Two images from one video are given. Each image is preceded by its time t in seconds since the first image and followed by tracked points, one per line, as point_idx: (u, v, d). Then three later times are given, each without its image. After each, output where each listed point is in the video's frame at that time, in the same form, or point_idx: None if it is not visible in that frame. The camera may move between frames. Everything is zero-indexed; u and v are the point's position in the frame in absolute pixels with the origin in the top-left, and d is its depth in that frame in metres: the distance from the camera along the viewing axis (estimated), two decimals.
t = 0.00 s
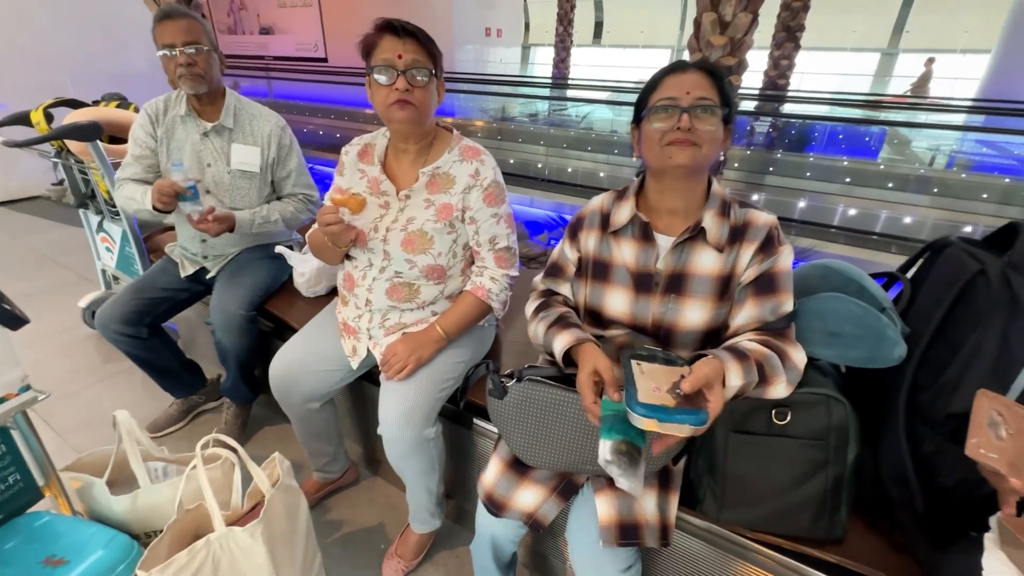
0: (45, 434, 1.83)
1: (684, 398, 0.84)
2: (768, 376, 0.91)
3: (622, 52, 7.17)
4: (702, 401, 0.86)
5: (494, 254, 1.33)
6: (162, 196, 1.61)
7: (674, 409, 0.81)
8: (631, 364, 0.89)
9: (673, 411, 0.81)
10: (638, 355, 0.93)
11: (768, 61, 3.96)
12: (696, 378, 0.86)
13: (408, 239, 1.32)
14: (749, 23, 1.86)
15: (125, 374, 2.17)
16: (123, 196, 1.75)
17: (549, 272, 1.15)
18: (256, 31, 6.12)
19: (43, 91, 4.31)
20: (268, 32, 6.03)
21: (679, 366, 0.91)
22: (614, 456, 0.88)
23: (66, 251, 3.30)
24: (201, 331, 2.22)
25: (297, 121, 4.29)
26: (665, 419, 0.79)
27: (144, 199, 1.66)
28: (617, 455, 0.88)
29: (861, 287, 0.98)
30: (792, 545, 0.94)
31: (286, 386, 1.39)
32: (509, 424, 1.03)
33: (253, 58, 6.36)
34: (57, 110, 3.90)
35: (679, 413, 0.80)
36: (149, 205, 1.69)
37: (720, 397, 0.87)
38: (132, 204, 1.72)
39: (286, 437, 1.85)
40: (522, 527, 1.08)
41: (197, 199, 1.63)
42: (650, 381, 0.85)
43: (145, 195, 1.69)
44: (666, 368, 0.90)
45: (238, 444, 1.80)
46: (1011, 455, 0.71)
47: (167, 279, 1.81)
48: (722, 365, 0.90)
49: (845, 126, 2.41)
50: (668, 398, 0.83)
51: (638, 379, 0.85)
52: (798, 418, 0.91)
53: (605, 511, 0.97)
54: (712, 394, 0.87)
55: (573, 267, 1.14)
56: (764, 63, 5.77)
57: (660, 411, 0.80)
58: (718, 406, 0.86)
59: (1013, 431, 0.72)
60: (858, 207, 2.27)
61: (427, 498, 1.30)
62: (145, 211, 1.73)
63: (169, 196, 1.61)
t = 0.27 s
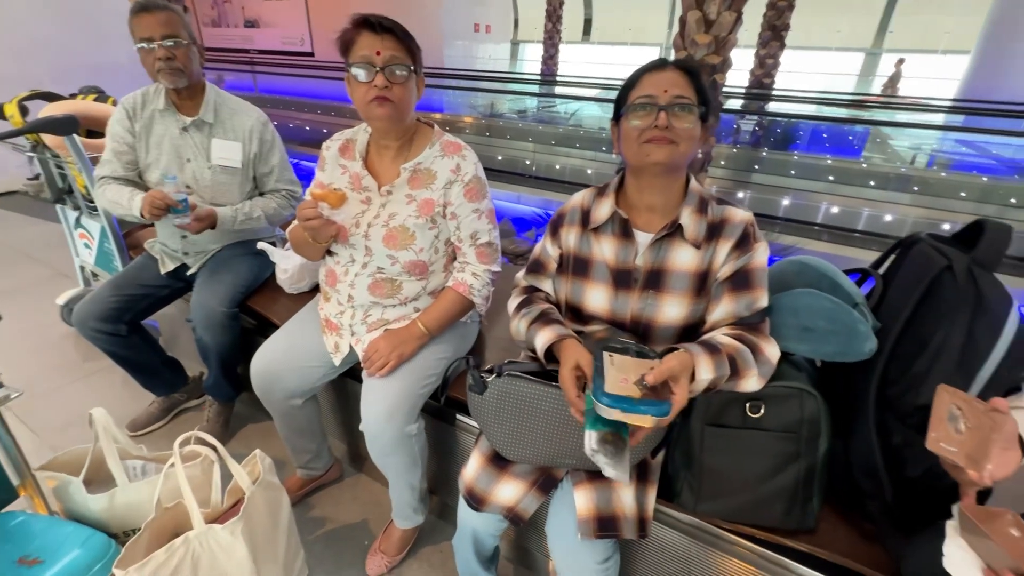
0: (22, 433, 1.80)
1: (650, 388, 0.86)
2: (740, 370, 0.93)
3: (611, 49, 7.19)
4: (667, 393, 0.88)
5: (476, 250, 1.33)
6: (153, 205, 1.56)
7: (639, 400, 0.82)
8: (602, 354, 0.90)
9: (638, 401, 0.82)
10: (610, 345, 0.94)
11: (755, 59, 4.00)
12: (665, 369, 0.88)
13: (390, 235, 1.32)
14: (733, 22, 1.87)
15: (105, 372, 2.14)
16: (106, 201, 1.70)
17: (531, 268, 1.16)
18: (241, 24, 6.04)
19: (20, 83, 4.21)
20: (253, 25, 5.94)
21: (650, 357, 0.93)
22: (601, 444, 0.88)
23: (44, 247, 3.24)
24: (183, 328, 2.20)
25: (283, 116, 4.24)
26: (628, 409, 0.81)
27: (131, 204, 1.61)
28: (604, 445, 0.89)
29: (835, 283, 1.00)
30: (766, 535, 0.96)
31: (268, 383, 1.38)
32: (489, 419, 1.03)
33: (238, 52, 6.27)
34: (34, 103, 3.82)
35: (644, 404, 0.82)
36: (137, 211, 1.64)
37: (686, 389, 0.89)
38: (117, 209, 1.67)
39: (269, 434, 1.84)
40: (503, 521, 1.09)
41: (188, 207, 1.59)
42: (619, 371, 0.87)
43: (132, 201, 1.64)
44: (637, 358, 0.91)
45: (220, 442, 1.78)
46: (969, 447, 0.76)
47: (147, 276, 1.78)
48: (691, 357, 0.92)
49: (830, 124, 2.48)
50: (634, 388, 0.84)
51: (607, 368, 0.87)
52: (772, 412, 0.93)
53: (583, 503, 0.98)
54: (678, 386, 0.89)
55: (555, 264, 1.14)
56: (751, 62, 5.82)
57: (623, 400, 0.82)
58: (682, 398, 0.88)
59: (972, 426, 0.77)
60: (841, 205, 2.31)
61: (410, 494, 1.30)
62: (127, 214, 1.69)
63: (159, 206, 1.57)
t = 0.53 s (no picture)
0: (13, 428, 1.80)
1: (628, 377, 0.88)
2: (724, 361, 0.94)
3: (606, 43, 7.19)
4: (644, 383, 0.91)
5: (465, 243, 1.34)
6: (147, 201, 1.55)
7: (614, 386, 0.86)
8: (585, 342, 0.92)
9: (613, 388, 0.86)
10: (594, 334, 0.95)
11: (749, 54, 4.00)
12: (645, 360, 0.90)
13: (380, 228, 1.32)
14: (726, 16, 1.87)
15: (97, 367, 2.14)
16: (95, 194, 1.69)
17: (520, 262, 1.16)
18: (234, 17, 5.99)
19: (9, 76, 4.17)
20: (246, 18, 5.90)
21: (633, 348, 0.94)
22: (591, 424, 0.89)
23: (35, 241, 3.22)
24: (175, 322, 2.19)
25: (276, 110, 4.22)
26: (601, 396, 0.85)
27: (122, 197, 1.60)
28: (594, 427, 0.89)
29: (819, 275, 1.01)
30: (751, 524, 0.97)
31: (259, 377, 1.38)
32: (478, 411, 1.04)
33: (231, 45, 6.23)
34: (24, 96, 3.78)
35: (617, 391, 0.85)
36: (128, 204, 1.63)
37: (664, 380, 0.91)
38: (107, 203, 1.66)
39: (262, 428, 1.85)
40: (492, 512, 1.10)
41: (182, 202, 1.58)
42: (600, 359, 0.89)
43: (123, 195, 1.63)
44: (621, 348, 0.92)
45: (213, 436, 1.79)
46: (946, 434, 0.77)
47: (137, 270, 1.78)
48: (674, 349, 0.93)
49: (824, 119, 2.45)
50: (612, 375, 0.87)
51: (587, 355, 0.89)
52: (756, 402, 0.94)
53: (570, 493, 0.99)
54: (656, 377, 0.91)
55: (543, 257, 1.15)
56: (746, 56, 5.84)
57: (598, 388, 0.85)
58: (659, 389, 0.91)
59: (950, 414, 0.77)
60: (834, 199, 2.36)
61: (402, 486, 1.31)
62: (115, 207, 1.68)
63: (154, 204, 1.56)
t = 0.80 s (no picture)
0: (17, 427, 1.80)
1: (629, 373, 0.89)
2: (726, 356, 0.94)
3: (606, 42, 7.19)
4: (645, 379, 0.91)
5: (467, 240, 1.34)
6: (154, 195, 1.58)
7: (614, 383, 0.86)
8: (586, 338, 0.93)
9: (613, 385, 0.86)
10: (596, 330, 0.96)
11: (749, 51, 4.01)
12: (646, 356, 0.90)
13: (382, 225, 1.32)
14: (726, 13, 1.87)
15: (99, 365, 2.14)
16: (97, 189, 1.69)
17: (522, 259, 1.17)
18: (233, 16, 5.99)
19: (9, 76, 4.17)
20: (245, 17, 5.90)
21: (635, 344, 0.95)
22: (599, 416, 0.91)
23: (36, 241, 3.23)
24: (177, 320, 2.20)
25: (276, 109, 4.22)
26: (601, 392, 0.85)
27: (125, 194, 1.61)
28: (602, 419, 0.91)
29: (821, 270, 1.02)
30: (753, 518, 0.98)
31: (262, 374, 1.38)
32: (481, 407, 1.05)
33: (230, 44, 6.23)
34: (24, 96, 3.78)
35: (618, 387, 0.85)
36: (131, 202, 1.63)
37: (666, 375, 0.91)
38: (109, 199, 1.67)
39: (265, 426, 1.85)
40: (495, 507, 1.10)
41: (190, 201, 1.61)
42: (601, 355, 0.89)
43: (126, 191, 1.64)
44: (622, 345, 0.93)
45: (216, 433, 1.79)
46: (949, 426, 0.78)
47: (140, 268, 1.78)
48: (675, 345, 0.93)
49: (824, 116, 2.46)
50: (612, 371, 0.87)
51: (589, 352, 0.90)
52: (758, 397, 0.95)
53: (573, 488, 0.99)
54: (658, 373, 0.91)
55: (546, 254, 1.15)
56: (746, 54, 5.85)
57: (598, 385, 0.86)
58: (661, 384, 0.91)
59: (953, 406, 0.78)
60: (834, 197, 2.37)
61: (405, 482, 1.32)
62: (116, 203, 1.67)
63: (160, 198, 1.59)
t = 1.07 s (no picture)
0: (20, 429, 1.81)
1: (633, 373, 0.89)
2: (729, 357, 0.95)
3: (605, 45, 7.22)
4: (649, 378, 0.92)
5: (469, 241, 1.35)
6: (151, 165, 1.56)
7: (618, 383, 0.87)
8: (590, 339, 0.94)
9: (617, 384, 0.87)
10: (600, 331, 0.97)
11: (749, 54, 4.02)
12: (649, 356, 0.91)
13: (385, 228, 1.33)
14: (726, 16, 1.88)
15: (102, 367, 2.15)
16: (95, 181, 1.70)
17: (526, 261, 1.17)
18: (234, 19, 6.02)
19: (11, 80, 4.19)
20: (246, 21, 5.92)
21: (639, 345, 0.95)
22: (604, 415, 0.90)
23: (38, 244, 3.23)
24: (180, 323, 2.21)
25: (278, 112, 4.24)
26: (605, 392, 0.86)
27: (125, 182, 1.62)
28: (607, 419, 0.90)
29: (823, 271, 1.02)
30: (756, 518, 0.98)
31: (266, 376, 1.39)
32: (485, 407, 1.05)
33: (231, 48, 6.25)
34: (27, 99, 3.80)
35: (622, 387, 0.86)
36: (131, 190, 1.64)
37: (670, 375, 0.92)
38: (108, 191, 1.67)
39: (268, 428, 1.86)
40: (499, 508, 1.11)
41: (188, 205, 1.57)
42: (605, 356, 0.90)
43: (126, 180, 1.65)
44: (626, 345, 0.94)
45: (218, 435, 1.80)
46: (954, 423, 0.80)
47: (143, 270, 1.79)
48: (679, 346, 0.94)
49: (824, 118, 2.45)
50: (617, 371, 0.88)
51: (593, 352, 0.91)
52: (762, 397, 0.95)
53: (577, 489, 1.00)
54: (662, 373, 0.92)
55: (549, 256, 1.16)
56: (745, 57, 5.87)
57: (602, 385, 0.87)
58: (665, 384, 0.91)
59: (957, 403, 0.79)
60: (834, 198, 2.39)
61: (408, 484, 1.32)
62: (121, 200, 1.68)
63: (158, 174, 1.57)
